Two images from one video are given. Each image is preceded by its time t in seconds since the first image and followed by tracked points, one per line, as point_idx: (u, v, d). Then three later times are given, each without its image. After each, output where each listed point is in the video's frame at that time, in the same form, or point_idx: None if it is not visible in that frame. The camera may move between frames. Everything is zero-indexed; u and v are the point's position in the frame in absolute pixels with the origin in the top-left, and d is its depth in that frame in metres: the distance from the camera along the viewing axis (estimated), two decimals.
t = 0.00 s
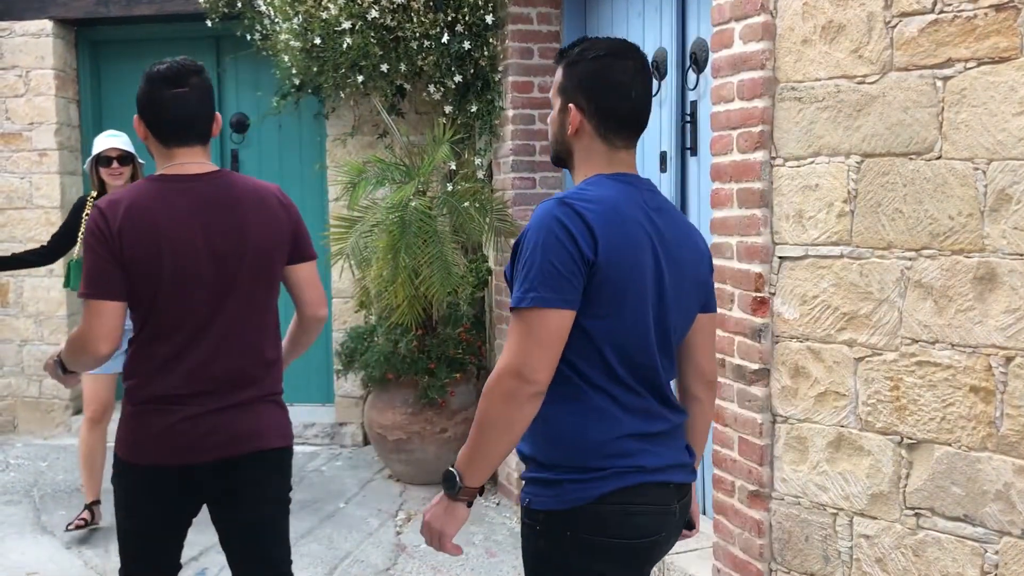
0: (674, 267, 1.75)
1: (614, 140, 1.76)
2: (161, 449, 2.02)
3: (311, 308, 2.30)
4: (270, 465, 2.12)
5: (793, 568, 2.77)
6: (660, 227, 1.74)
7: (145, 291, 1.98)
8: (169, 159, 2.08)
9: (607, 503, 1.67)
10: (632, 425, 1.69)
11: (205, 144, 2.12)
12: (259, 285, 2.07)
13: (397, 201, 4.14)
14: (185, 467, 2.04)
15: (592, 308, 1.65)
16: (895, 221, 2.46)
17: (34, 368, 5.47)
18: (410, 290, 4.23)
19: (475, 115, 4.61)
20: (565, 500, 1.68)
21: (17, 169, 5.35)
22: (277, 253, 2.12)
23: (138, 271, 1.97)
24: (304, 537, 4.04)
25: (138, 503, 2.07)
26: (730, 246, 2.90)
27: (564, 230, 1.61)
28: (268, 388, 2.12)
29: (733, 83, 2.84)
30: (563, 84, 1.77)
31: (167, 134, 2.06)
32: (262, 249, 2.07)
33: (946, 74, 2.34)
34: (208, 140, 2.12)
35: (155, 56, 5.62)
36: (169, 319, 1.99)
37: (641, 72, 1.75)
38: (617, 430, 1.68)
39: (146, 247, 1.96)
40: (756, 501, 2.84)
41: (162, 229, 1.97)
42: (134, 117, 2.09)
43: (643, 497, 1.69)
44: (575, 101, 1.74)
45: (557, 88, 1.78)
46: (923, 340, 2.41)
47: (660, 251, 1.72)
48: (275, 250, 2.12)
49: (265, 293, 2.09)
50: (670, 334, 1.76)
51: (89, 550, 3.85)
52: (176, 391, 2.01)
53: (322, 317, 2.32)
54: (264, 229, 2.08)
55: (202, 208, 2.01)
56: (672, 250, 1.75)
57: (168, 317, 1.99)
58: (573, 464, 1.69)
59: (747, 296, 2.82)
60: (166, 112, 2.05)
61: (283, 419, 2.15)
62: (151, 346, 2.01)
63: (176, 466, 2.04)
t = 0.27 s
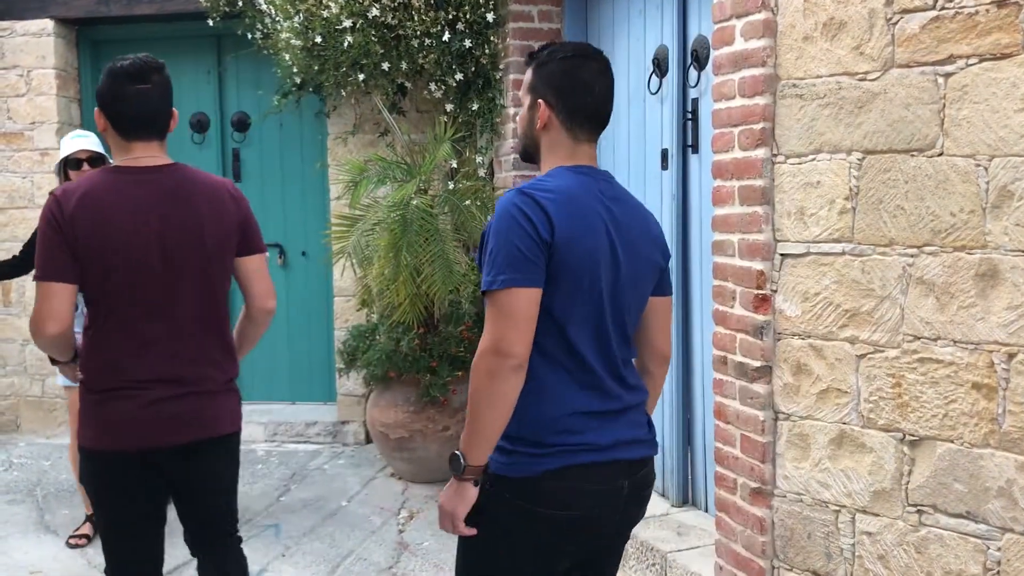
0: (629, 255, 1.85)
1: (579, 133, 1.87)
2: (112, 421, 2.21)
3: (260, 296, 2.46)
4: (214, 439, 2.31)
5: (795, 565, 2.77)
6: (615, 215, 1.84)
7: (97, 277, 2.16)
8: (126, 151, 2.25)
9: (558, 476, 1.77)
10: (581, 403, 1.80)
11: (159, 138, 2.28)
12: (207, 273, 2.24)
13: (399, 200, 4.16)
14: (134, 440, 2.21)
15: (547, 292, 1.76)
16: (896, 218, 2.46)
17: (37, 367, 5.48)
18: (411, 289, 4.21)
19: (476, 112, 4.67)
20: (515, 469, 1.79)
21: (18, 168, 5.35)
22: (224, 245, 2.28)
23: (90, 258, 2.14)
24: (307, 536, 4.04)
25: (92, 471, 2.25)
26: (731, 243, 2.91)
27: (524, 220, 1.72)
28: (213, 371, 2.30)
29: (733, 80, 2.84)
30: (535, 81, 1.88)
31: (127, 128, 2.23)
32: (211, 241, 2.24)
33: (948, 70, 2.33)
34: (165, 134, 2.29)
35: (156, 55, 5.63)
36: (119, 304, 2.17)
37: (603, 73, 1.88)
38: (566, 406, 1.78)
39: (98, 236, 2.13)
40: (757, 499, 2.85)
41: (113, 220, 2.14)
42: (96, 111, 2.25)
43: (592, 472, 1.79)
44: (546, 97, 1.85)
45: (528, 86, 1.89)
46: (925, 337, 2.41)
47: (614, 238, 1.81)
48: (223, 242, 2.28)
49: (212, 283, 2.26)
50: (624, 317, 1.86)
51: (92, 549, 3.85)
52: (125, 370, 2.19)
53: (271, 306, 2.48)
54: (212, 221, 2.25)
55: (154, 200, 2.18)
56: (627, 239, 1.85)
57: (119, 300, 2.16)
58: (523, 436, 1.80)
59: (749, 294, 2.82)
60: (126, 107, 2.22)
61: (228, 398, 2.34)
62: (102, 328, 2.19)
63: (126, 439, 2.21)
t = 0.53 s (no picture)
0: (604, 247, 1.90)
1: (554, 132, 1.93)
2: (96, 414, 2.25)
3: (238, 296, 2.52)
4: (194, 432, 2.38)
5: (801, 561, 2.77)
6: (587, 208, 1.89)
7: (83, 276, 2.21)
8: (112, 154, 2.31)
9: (520, 454, 1.84)
10: (548, 387, 1.85)
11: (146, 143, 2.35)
12: (191, 274, 2.31)
13: (403, 197, 4.17)
14: (118, 432, 2.26)
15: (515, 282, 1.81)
16: (901, 213, 2.45)
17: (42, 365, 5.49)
18: (415, 287, 4.19)
19: (479, 109, 4.63)
20: (479, 447, 1.87)
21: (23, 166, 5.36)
22: (208, 246, 2.35)
23: (78, 256, 2.19)
24: (312, 533, 4.05)
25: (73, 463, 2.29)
26: (735, 238, 2.90)
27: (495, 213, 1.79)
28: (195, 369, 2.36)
29: (737, 76, 2.84)
30: (508, 86, 1.93)
31: (115, 132, 2.29)
32: (195, 241, 2.31)
33: (953, 64, 2.33)
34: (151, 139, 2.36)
35: (159, 54, 5.63)
36: (105, 302, 2.22)
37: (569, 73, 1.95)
38: (531, 391, 1.85)
39: (87, 234, 2.18)
40: (763, 494, 2.85)
41: (102, 220, 2.20)
42: (84, 114, 2.31)
43: (551, 453, 1.85)
44: (523, 101, 1.91)
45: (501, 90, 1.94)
46: (930, 332, 2.41)
47: (583, 231, 1.86)
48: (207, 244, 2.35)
49: (196, 283, 2.33)
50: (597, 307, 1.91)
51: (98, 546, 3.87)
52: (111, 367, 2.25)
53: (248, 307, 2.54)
54: (196, 222, 2.32)
55: (142, 200, 2.25)
56: (599, 231, 1.90)
57: (106, 296, 2.21)
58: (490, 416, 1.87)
59: (753, 289, 2.82)
60: (115, 112, 2.28)
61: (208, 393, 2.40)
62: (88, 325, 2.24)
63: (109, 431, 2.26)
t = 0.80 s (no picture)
0: (573, 248, 1.93)
1: (523, 139, 1.99)
2: (99, 396, 2.43)
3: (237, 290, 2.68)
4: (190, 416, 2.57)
5: (813, 557, 2.76)
6: (552, 210, 1.92)
7: (94, 268, 2.38)
8: (123, 153, 2.48)
9: (493, 441, 1.89)
10: (517, 380, 1.89)
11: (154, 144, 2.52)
12: (193, 270, 2.48)
13: (413, 193, 4.17)
14: (119, 414, 2.44)
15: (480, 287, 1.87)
16: (914, 208, 2.44)
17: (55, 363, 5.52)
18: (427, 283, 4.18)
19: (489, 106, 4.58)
20: (455, 436, 1.93)
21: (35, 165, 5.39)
22: (210, 244, 2.53)
23: (90, 249, 2.36)
24: (324, 529, 4.06)
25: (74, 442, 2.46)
26: (747, 234, 2.90)
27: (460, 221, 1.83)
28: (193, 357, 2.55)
29: (749, 71, 2.83)
30: (478, 97, 2.00)
31: (126, 133, 2.46)
32: (197, 238, 2.48)
33: (966, 58, 2.31)
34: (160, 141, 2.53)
35: (170, 52, 5.65)
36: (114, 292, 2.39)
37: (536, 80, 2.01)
38: (501, 383, 1.89)
39: (99, 230, 2.35)
40: (775, 490, 2.84)
41: (112, 216, 2.36)
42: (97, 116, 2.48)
43: (522, 442, 1.89)
44: (492, 110, 1.97)
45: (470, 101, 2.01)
46: (943, 327, 2.40)
47: (548, 235, 1.90)
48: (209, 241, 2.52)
49: (198, 278, 2.50)
50: (569, 307, 1.94)
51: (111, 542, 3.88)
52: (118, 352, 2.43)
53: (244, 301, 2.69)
54: (199, 219, 2.49)
55: (149, 199, 2.41)
56: (566, 232, 1.92)
57: (114, 288, 2.39)
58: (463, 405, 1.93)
59: (765, 285, 2.82)
60: (127, 115, 2.46)
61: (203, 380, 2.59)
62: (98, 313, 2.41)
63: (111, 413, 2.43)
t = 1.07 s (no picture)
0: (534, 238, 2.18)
1: (490, 137, 2.25)
2: (112, 382, 2.54)
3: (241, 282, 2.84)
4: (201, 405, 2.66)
5: (836, 555, 2.75)
6: (517, 204, 2.17)
7: (109, 259, 2.51)
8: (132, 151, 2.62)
9: (466, 410, 2.15)
10: (486, 358, 2.15)
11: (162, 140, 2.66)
12: (202, 261, 2.62)
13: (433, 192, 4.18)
14: (132, 399, 2.55)
15: (447, 270, 2.14)
16: (937, 205, 2.43)
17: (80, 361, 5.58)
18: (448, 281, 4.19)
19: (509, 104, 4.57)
20: (434, 406, 2.20)
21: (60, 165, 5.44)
22: (216, 236, 2.67)
23: (104, 240, 2.49)
24: (346, 525, 4.08)
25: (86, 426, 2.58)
26: (769, 231, 2.89)
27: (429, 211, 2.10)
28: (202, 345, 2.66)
29: (770, 68, 2.82)
30: (449, 99, 2.28)
31: (135, 130, 2.60)
32: (204, 230, 2.61)
33: (990, 53, 2.30)
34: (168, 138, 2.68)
35: (192, 53, 5.69)
36: (127, 282, 2.52)
37: (498, 83, 2.27)
38: (472, 360, 2.15)
39: (112, 223, 2.48)
40: (797, 488, 2.83)
41: (126, 210, 2.49)
42: (108, 116, 2.63)
43: (494, 414, 2.14)
44: (459, 112, 2.24)
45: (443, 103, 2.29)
46: (967, 324, 2.38)
47: (510, 226, 2.15)
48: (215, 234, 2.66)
49: (206, 268, 2.64)
50: (535, 292, 2.19)
51: (136, 538, 3.92)
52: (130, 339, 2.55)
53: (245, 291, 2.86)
54: (205, 212, 2.63)
55: (158, 193, 2.54)
56: (529, 224, 2.18)
57: (126, 278, 2.52)
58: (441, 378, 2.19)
59: (787, 283, 2.81)
60: (135, 113, 2.61)
61: (212, 368, 2.70)
62: (112, 302, 2.53)
63: (124, 399, 2.55)
